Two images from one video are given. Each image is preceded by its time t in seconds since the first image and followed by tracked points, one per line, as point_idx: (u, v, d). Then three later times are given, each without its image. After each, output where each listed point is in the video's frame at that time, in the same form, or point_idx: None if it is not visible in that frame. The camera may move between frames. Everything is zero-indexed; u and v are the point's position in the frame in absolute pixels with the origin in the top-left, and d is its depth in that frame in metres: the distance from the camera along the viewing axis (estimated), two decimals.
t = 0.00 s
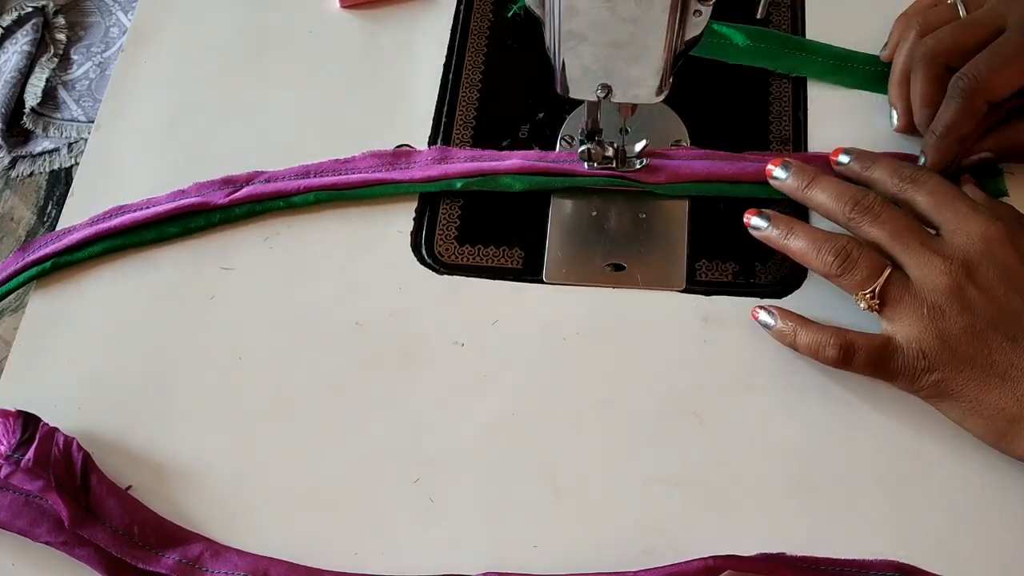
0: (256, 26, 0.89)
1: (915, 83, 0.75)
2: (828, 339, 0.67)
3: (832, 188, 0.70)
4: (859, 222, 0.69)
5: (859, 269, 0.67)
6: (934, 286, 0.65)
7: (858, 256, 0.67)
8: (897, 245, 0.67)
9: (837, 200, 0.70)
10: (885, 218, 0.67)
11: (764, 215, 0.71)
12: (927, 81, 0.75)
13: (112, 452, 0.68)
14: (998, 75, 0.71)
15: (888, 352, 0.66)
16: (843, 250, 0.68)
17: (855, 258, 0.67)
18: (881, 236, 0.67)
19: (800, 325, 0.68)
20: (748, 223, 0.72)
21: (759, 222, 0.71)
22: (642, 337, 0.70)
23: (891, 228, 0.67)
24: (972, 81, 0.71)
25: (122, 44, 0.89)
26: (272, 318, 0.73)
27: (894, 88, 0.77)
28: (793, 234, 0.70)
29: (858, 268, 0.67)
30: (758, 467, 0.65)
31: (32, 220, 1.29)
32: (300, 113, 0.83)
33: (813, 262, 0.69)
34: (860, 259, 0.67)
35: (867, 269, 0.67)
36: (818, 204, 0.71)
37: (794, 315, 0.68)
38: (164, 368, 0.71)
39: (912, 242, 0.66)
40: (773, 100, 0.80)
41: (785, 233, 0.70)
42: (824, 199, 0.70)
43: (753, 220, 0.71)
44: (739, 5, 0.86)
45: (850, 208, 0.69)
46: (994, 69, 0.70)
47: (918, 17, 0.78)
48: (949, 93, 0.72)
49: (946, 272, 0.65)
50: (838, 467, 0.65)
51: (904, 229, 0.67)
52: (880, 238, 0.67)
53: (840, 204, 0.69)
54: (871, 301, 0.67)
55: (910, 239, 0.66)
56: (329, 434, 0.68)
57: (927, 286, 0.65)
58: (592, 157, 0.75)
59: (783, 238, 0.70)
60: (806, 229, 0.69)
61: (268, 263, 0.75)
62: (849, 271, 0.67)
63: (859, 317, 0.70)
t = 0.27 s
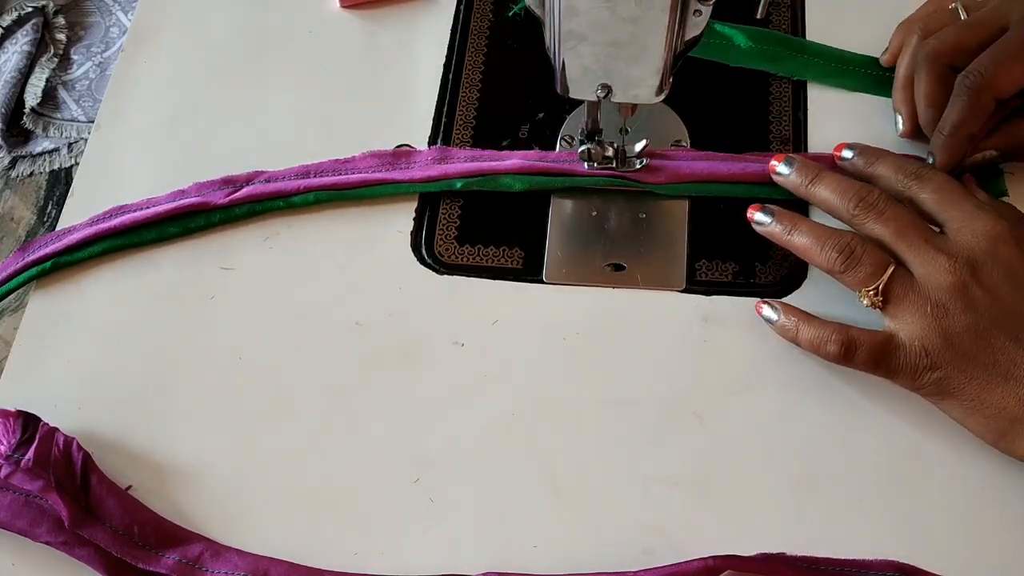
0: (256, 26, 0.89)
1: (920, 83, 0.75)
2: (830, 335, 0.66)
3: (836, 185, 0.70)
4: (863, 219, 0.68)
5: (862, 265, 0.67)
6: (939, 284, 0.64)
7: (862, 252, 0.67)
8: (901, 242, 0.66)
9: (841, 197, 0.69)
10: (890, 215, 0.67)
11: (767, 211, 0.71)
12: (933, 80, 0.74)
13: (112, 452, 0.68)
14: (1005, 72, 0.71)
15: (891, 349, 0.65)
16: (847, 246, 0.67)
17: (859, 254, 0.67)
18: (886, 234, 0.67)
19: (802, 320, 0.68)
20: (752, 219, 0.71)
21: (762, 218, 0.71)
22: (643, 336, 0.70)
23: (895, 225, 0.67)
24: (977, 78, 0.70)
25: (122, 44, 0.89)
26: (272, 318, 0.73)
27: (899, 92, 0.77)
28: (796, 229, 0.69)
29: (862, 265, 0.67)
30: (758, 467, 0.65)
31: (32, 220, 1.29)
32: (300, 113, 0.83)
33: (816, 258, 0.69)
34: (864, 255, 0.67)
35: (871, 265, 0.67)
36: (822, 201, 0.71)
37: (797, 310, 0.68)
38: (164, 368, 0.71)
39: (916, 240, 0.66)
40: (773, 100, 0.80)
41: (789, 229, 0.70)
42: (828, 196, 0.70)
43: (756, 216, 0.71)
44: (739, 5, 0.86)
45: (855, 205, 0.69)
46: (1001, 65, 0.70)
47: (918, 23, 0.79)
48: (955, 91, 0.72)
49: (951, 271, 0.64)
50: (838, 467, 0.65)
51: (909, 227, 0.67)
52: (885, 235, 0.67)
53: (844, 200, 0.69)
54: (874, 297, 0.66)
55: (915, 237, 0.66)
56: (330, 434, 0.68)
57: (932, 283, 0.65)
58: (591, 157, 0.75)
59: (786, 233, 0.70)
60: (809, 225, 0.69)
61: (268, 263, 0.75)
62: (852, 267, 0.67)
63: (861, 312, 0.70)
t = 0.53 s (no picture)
0: (256, 27, 0.89)
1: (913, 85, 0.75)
2: (838, 331, 0.66)
3: (842, 186, 0.69)
4: (870, 218, 0.68)
5: (870, 261, 0.66)
6: (947, 281, 0.64)
7: (870, 247, 0.66)
8: (908, 240, 0.66)
9: (847, 198, 0.69)
10: (895, 214, 0.67)
11: (776, 209, 0.70)
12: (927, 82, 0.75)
13: (112, 452, 0.68)
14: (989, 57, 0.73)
15: (898, 345, 0.65)
16: (854, 242, 0.67)
17: (866, 250, 0.66)
18: (892, 232, 0.66)
19: (810, 313, 0.67)
20: (760, 216, 0.71)
21: (771, 215, 0.70)
22: (643, 336, 0.70)
23: (903, 223, 0.66)
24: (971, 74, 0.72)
25: (122, 44, 0.89)
26: (273, 318, 0.73)
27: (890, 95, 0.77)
28: (804, 227, 0.69)
29: (869, 261, 0.66)
30: (758, 467, 0.65)
31: (32, 220, 1.29)
32: (300, 113, 0.83)
33: (823, 254, 0.68)
34: (872, 251, 0.66)
35: (878, 261, 0.66)
36: (828, 204, 0.70)
37: (806, 303, 0.68)
38: (164, 368, 0.71)
39: (923, 238, 0.65)
40: (773, 100, 0.80)
41: (797, 227, 0.69)
42: (833, 197, 0.69)
43: (765, 214, 0.71)
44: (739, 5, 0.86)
45: (861, 205, 0.68)
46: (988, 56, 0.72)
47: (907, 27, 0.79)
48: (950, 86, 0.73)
49: (958, 268, 0.64)
50: (839, 467, 0.65)
51: (916, 225, 0.66)
52: (891, 233, 0.67)
53: (849, 201, 0.69)
54: (881, 293, 0.66)
55: (921, 235, 0.65)
56: (330, 433, 0.68)
57: (939, 280, 0.64)
58: (592, 157, 0.74)
59: (793, 231, 0.69)
60: (817, 223, 0.69)
61: (268, 263, 0.75)
62: (860, 263, 0.66)
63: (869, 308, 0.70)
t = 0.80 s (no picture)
0: (256, 27, 0.89)
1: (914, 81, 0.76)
2: (845, 332, 0.66)
3: (851, 187, 0.70)
4: (878, 218, 0.68)
5: (876, 261, 0.66)
6: (953, 279, 0.64)
7: (875, 248, 0.66)
8: (915, 239, 0.67)
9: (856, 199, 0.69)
10: (903, 213, 0.67)
11: (781, 217, 0.71)
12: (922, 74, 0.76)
13: (112, 452, 0.68)
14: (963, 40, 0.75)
15: (905, 345, 0.65)
16: (859, 243, 0.67)
17: (871, 251, 0.66)
18: (900, 231, 0.67)
19: (817, 314, 0.67)
20: (767, 225, 0.72)
21: (776, 223, 0.71)
22: (643, 336, 0.70)
23: (910, 223, 0.67)
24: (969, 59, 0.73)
25: (122, 44, 0.89)
26: (273, 318, 0.73)
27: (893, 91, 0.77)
28: (809, 232, 0.69)
29: (875, 261, 0.66)
30: (758, 467, 0.65)
31: (32, 220, 1.29)
32: (300, 113, 0.83)
33: (828, 256, 0.68)
34: (877, 252, 0.66)
35: (884, 261, 0.66)
36: (837, 205, 0.70)
37: (813, 304, 0.68)
38: (164, 368, 0.71)
39: (930, 238, 0.66)
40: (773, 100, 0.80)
41: (802, 232, 0.70)
42: (842, 198, 0.70)
43: (772, 222, 0.71)
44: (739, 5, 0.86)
45: (868, 205, 0.69)
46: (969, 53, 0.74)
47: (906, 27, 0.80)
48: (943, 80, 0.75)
49: (964, 266, 0.65)
50: (839, 467, 0.65)
51: (923, 224, 0.67)
52: (898, 232, 0.67)
53: (856, 200, 0.69)
54: (888, 293, 0.66)
55: (929, 234, 0.66)
56: (330, 434, 0.68)
57: (946, 278, 0.65)
58: (591, 157, 0.75)
59: (799, 235, 0.70)
60: (822, 227, 0.69)
61: (268, 263, 0.75)
62: (866, 264, 0.66)
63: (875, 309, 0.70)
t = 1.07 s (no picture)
0: (256, 27, 0.89)
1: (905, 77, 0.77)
2: (811, 317, 0.67)
3: (822, 171, 0.71)
4: (846, 202, 0.69)
5: (840, 248, 0.67)
6: (916, 265, 0.66)
7: (839, 235, 0.67)
8: (881, 224, 0.68)
9: (826, 182, 0.70)
10: (871, 198, 0.68)
11: (753, 205, 0.72)
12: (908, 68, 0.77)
13: (112, 452, 0.68)
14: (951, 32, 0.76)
15: (869, 330, 0.66)
16: (824, 230, 0.68)
17: (836, 237, 0.67)
18: (868, 216, 0.68)
19: (785, 300, 0.69)
20: (740, 214, 0.73)
21: (749, 212, 0.72)
22: (643, 336, 0.70)
23: (877, 208, 0.68)
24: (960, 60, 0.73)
25: (122, 45, 0.89)
26: (273, 317, 0.73)
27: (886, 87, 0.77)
28: (777, 219, 0.70)
29: (839, 248, 0.67)
30: (758, 467, 0.65)
31: (32, 220, 1.29)
32: (300, 113, 0.83)
33: (795, 243, 0.69)
34: (841, 238, 0.67)
35: (848, 247, 0.67)
36: (809, 187, 0.71)
37: (781, 291, 0.69)
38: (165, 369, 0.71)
39: (895, 223, 0.67)
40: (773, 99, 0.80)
41: (771, 219, 0.70)
42: (812, 181, 0.71)
43: (744, 210, 0.72)
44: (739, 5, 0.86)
45: (838, 189, 0.70)
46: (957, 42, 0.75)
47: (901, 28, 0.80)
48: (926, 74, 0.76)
49: (927, 251, 0.66)
50: (839, 467, 0.65)
51: (890, 210, 0.68)
52: (867, 217, 0.68)
53: (828, 183, 0.70)
54: (852, 280, 0.67)
55: (895, 219, 0.67)
56: (331, 433, 0.68)
57: (909, 264, 0.66)
58: (591, 156, 0.75)
59: (768, 224, 0.71)
60: (790, 213, 0.70)
61: (268, 263, 0.75)
62: (830, 250, 0.68)
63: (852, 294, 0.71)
